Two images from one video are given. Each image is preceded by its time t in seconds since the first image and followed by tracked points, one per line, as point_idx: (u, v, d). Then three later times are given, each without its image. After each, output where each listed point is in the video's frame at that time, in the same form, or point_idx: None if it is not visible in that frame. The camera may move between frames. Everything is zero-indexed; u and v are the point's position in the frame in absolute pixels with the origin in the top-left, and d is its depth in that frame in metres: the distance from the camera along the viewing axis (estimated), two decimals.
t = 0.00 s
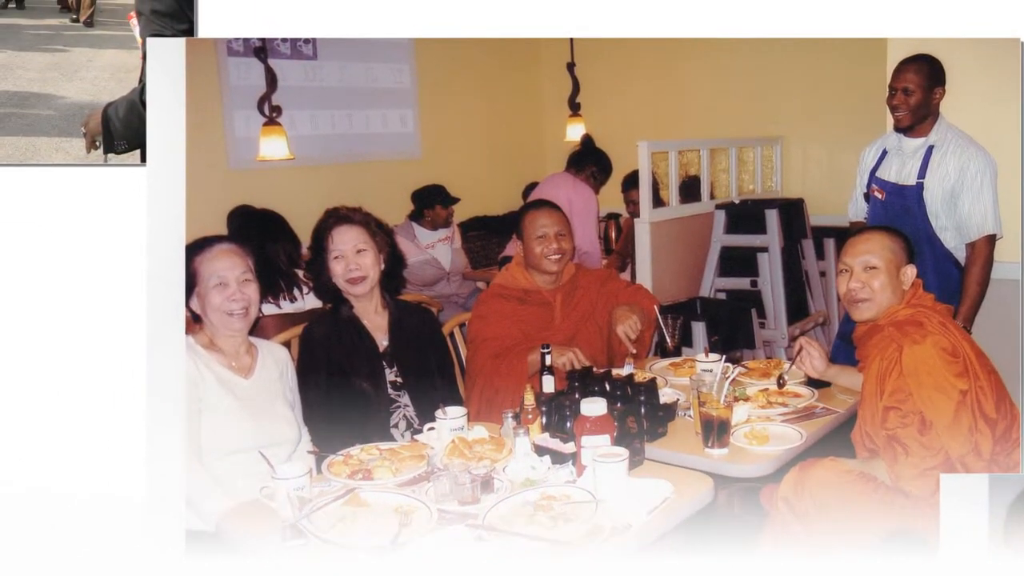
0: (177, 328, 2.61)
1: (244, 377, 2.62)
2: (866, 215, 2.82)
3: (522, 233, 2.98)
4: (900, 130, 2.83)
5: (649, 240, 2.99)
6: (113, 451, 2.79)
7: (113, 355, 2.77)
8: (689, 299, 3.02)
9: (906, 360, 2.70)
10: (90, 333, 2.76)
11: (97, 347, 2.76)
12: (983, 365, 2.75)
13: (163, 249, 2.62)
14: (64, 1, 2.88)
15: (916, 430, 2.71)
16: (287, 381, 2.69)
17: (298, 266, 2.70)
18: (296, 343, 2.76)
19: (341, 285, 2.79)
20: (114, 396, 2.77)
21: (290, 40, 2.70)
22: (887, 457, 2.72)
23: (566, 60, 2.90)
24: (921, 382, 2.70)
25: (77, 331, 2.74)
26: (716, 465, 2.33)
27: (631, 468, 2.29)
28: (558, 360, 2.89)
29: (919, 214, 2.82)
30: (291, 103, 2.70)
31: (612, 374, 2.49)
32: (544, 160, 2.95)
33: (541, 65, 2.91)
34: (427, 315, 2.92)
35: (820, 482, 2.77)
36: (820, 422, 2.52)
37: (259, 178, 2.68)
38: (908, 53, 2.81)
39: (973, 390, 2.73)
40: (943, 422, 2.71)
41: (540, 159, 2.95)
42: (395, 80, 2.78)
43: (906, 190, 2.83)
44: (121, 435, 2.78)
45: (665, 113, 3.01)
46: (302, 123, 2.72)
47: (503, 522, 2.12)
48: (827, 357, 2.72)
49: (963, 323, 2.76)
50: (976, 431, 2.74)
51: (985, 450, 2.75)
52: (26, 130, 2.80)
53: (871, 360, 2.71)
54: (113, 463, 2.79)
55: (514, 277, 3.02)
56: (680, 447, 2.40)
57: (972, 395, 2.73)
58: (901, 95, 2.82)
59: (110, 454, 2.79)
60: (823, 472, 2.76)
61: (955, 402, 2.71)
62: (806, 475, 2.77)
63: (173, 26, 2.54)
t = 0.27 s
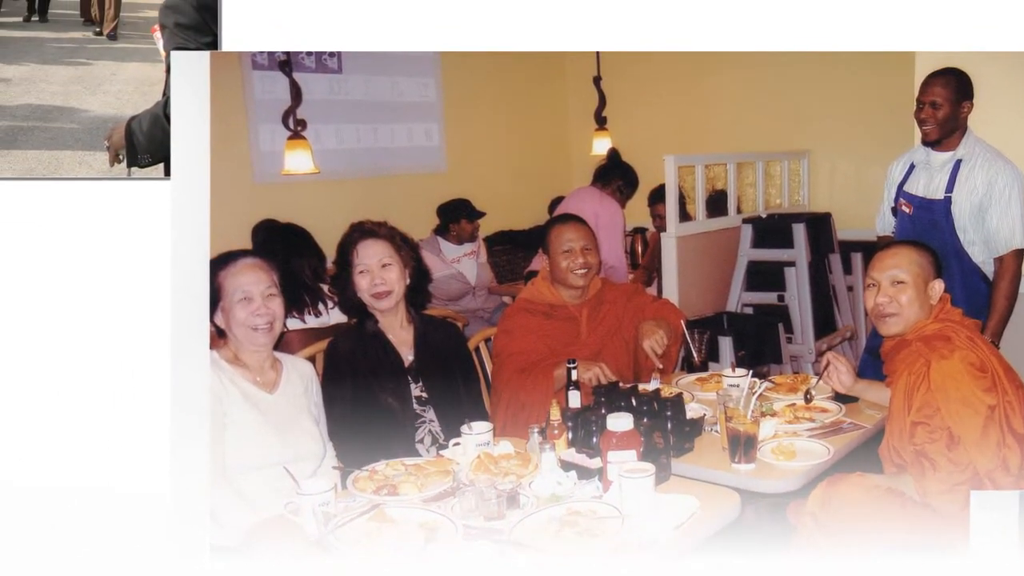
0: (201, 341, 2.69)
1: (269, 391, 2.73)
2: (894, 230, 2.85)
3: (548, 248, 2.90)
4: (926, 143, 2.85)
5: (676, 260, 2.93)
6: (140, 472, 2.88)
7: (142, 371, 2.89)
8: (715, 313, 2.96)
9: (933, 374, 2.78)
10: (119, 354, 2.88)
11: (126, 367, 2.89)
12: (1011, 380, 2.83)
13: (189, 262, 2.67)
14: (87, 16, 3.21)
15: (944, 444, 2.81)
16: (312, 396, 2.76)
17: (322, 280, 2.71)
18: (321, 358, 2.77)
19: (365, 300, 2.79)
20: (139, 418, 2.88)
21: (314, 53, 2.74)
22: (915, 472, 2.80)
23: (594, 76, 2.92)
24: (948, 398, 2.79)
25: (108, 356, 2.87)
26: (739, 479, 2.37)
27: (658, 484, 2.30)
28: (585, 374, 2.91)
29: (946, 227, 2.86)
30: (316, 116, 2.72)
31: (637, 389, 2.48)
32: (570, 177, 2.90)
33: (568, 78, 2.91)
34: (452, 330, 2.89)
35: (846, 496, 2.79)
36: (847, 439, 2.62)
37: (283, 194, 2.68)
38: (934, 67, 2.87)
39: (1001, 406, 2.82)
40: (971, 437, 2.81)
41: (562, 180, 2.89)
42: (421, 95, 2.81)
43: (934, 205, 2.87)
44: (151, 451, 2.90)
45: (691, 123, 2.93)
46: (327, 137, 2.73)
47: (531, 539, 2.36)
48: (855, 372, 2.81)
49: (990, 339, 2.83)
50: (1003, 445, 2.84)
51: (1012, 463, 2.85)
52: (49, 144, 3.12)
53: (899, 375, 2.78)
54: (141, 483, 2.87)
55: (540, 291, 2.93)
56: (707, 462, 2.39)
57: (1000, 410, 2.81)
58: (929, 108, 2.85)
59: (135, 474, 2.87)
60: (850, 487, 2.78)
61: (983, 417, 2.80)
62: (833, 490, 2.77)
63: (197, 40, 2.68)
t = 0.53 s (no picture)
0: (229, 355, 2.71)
1: (294, 407, 2.74)
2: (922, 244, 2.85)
3: (574, 262, 2.86)
4: (954, 158, 2.85)
5: (703, 276, 2.89)
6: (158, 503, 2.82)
7: (150, 454, 2.81)
8: (741, 328, 2.93)
9: (961, 391, 2.78)
10: (129, 394, 2.79)
11: (134, 410, 2.80)
12: None
13: (212, 278, 2.68)
14: (111, 28, 3.09)
15: (971, 458, 2.80)
16: (337, 413, 2.76)
17: (348, 295, 2.73)
18: (346, 373, 2.77)
19: (391, 314, 2.79)
20: (158, 451, 2.81)
21: (339, 67, 2.73)
22: (942, 487, 2.80)
23: (618, 89, 2.88)
24: (976, 413, 2.79)
25: (120, 403, 2.77)
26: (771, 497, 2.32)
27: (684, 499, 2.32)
28: (611, 391, 2.87)
29: (974, 241, 2.86)
30: (342, 130, 2.73)
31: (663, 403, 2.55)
32: (595, 190, 2.87)
33: (594, 92, 2.87)
34: (479, 345, 2.88)
35: (871, 511, 2.81)
36: (876, 453, 2.52)
37: (307, 209, 2.70)
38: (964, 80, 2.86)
39: None
40: (997, 451, 2.81)
41: (588, 194, 2.85)
42: (447, 109, 2.82)
43: (961, 219, 2.87)
44: (163, 496, 2.81)
45: (716, 139, 2.90)
46: (353, 150, 2.74)
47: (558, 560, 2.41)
48: (883, 388, 2.82)
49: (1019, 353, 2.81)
50: None
51: None
52: (72, 157, 2.96)
53: (927, 391, 2.77)
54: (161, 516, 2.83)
55: (566, 305, 2.87)
56: (734, 477, 2.38)
57: None
58: (957, 122, 2.84)
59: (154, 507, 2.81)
60: (875, 502, 2.80)
61: (1011, 432, 2.80)
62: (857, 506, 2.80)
63: (221, 53, 2.75)
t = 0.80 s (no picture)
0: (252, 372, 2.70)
1: (318, 422, 2.75)
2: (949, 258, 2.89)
3: (600, 276, 2.84)
4: (981, 172, 2.86)
5: (730, 289, 2.85)
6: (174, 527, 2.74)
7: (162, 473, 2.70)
8: (768, 342, 2.88)
9: (988, 406, 2.88)
10: (148, 430, 2.69)
11: (151, 444, 2.69)
12: None
13: (235, 290, 2.66)
14: (136, 40, 2.98)
15: (999, 473, 2.89)
16: (361, 428, 2.78)
17: (372, 308, 2.75)
18: (371, 388, 2.80)
19: (416, 328, 2.80)
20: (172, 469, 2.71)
21: (364, 80, 2.71)
22: (970, 501, 2.86)
23: (645, 102, 2.86)
24: (1004, 427, 2.88)
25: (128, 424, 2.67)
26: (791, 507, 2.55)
27: (712, 514, 2.63)
28: (637, 406, 2.84)
29: (1002, 256, 2.90)
30: (366, 143, 2.72)
31: (692, 419, 2.79)
32: (622, 204, 2.85)
33: (621, 106, 2.87)
34: (505, 359, 2.87)
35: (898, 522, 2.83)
36: (901, 468, 2.70)
37: (331, 223, 2.70)
38: (991, 93, 2.85)
39: None
40: None
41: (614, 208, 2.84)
42: (472, 122, 2.80)
43: (989, 233, 2.90)
44: (179, 517, 2.74)
45: (743, 153, 2.89)
46: (377, 163, 2.73)
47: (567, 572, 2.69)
48: (909, 403, 2.86)
49: None
50: None
51: None
52: (95, 171, 2.87)
53: (954, 405, 2.85)
54: (179, 539, 2.76)
55: (592, 320, 2.85)
56: (760, 491, 2.59)
57: None
58: (985, 136, 2.85)
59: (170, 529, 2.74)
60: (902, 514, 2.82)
61: None
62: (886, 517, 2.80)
63: (244, 65, 2.68)
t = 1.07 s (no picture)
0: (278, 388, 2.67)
1: (343, 436, 2.77)
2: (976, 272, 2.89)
3: (626, 290, 2.85)
4: (1008, 185, 2.83)
5: (756, 303, 2.86)
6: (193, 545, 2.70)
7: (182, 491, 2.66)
8: (794, 356, 2.88)
9: (1016, 420, 2.87)
10: (168, 447, 2.65)
11: (175, 469, 2.66)
12: None
13: (259, 305, 2.65)
14: (159, 53, 2.97)
15: None
16: (385, 441, 2.78)
17: (396, 323, 2.76)
18: (395, 402, 2.80)
19: (441, 343, 2.80)
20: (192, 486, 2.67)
21: (388, 94, 2.70)
22: (999, 518, 2.82)
23: (672, 115, 2.84)
24: None
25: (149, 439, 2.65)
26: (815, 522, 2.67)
27: (739, 529, 2.70)
28: (663, 421, 2.85)
29: None
30: (391, 157, 2.72)
31: (717, 433, 2.83)
32: (648, 218, 2.83)
33: (647, 119, 2.84)
34: (529, 374, 2.85)
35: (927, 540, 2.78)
36: (928, 484, 2.76)
37: (357, 237, 2.69)
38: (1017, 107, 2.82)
39: None
40: None
41: (641, 222, 2.83)
42: (497, 136, 2.78)
43: (1016, 247, 2.88)
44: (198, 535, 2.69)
45: (769, 168, 2.87)
46: (402, 177, 2.73)
47: None
48: (937, 417, 2.84)
49: None
50: None
51: None
52: (118, 184, 2.83)
53: (981, 420, 2.85)
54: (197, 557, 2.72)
55: (617, 335, 2.87)
56: (787, 504, 2.69)
57: None
58: (1012, 150, 2.82)
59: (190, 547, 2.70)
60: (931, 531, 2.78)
61: None
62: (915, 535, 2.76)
63: (268, 79, 2.63)
